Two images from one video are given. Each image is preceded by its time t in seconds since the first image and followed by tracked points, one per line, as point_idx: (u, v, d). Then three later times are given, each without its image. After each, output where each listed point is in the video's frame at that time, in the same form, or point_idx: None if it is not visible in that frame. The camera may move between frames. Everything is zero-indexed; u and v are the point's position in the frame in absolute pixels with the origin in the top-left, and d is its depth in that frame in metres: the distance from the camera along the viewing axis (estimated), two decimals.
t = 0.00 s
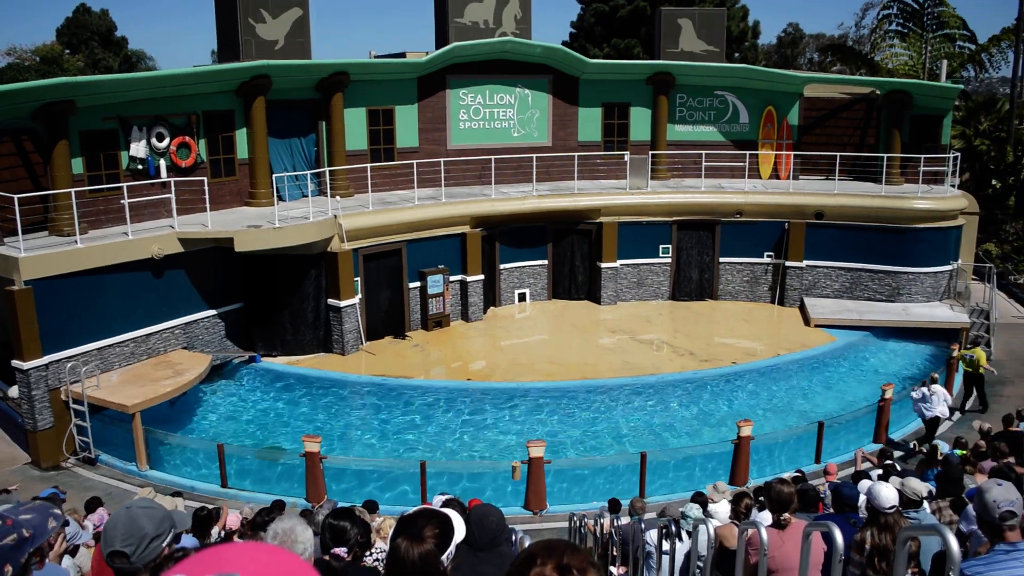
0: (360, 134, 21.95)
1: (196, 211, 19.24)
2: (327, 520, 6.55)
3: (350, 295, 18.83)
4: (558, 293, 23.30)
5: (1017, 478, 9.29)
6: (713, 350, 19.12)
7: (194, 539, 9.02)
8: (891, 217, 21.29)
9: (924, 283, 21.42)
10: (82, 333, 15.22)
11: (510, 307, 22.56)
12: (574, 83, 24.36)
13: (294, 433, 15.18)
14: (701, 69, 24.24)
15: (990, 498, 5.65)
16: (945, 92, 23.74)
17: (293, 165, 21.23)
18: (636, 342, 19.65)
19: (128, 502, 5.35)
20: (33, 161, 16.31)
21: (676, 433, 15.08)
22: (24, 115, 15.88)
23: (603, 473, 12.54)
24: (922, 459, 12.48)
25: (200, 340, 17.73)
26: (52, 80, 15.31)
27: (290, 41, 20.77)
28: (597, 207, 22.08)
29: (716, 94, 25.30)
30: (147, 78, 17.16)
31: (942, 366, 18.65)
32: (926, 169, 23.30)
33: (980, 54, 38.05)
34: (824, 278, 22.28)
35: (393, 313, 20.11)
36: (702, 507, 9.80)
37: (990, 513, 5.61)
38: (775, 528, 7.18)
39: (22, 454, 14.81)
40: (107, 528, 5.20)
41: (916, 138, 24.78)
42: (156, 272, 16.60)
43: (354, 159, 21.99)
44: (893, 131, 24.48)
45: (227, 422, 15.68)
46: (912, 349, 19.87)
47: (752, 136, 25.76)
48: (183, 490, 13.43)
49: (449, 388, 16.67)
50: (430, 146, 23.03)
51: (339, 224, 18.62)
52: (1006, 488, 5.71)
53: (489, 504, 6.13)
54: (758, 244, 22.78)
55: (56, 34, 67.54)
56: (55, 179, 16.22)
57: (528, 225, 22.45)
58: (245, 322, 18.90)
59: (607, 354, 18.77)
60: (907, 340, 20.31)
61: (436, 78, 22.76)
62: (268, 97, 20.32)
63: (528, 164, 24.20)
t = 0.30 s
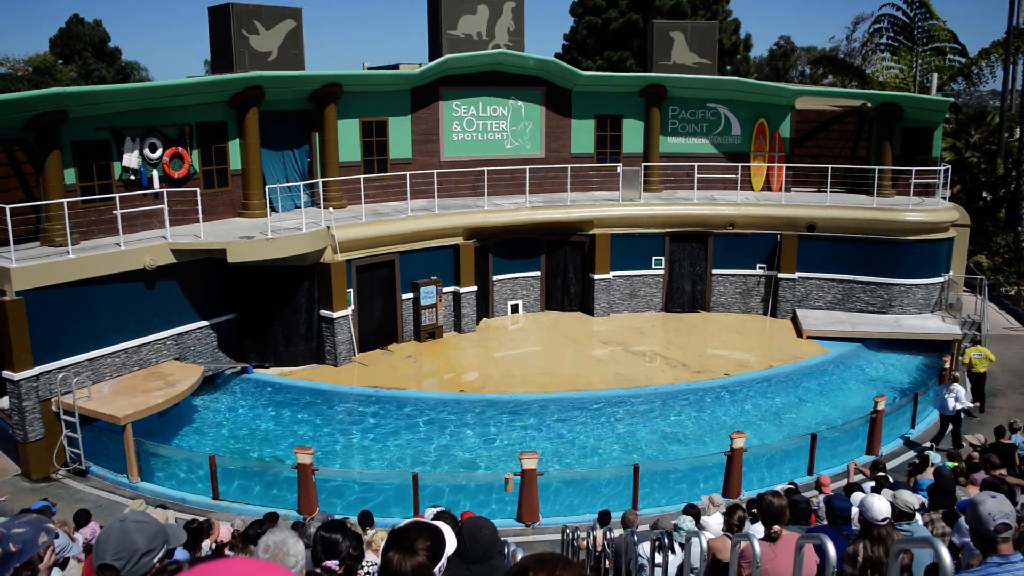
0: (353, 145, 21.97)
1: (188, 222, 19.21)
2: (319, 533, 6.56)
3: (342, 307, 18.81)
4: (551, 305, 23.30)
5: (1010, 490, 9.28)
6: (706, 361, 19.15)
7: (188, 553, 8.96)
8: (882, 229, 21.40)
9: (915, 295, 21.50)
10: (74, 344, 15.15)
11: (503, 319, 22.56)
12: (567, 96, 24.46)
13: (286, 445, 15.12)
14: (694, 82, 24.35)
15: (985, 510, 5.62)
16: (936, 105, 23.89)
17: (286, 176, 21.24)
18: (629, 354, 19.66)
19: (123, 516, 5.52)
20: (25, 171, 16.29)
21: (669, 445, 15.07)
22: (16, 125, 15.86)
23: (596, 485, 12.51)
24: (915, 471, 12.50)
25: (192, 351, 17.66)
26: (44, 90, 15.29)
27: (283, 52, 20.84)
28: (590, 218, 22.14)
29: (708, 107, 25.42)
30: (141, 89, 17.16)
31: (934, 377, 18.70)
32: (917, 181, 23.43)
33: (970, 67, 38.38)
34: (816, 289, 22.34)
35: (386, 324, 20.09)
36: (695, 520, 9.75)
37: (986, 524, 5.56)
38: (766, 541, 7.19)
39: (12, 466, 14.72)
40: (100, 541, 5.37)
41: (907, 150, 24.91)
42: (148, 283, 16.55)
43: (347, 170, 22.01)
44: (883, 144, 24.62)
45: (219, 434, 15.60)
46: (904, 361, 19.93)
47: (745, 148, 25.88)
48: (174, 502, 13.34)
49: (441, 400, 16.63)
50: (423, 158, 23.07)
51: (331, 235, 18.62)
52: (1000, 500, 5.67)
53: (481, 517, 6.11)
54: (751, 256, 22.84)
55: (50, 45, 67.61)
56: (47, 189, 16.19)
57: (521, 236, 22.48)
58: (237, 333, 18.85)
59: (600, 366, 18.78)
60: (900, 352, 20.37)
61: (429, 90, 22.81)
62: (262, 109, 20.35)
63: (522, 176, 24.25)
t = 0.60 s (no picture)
0: (350, 154, 22.01)
1: (185, 229, 19.21)
2: (314, 543, 6.50)
3: (339, 315, 18.80)
4: (547, 314, 23.31)
5: (1006, 500, 9.28)
6: (702, 371, 19.15)
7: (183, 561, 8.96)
8: (878, 239, 21.46)
9: (912, 305, 21.54)
10: (70, 352, 15.11)
11: (499, 328, 22.54)
12: (565, 105, 24.52)
13: (281, 453, 15.07)
14: (691, 92, 24.42)
15: (988, 520, 5.93)
16: (932, 116, 23.96)
17: (283, 185, 21.25)
18: (626, 363, 19.66)
19: (119, 525, 5.47)
20: (22, 178, 16.30)
21: (666, 455, 15.03)
22: (14, 132, 15.87)
23: (593, 495, 12.47)
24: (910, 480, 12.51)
25: (188, 358, 17.63)
26: (42, 97, 15.30)
27: (281, 61, 20.90)
28: (587, 227, 22.17)
29: (705, 117, 25.50)
30: (139, 97, 17.19)
31: (930, 387, 18.72)
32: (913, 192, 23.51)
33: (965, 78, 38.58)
34: (812, 299, 22.38)
35: (382, 332, 20.08)
36: (692, 530, 9.73)
37: (989, 535, 5.90)
38: (761, 551, 7.24)
39: (7, 473, 14.68)
40: (96, 550, 5.34)
41: (904, 161, 24.98)
42: (145, 290, 16.54)
43: (344, 178, 22.05)
44: (879, 154, 24.70)
45: (214, 442, 15.55)
46: (900, 371, 19.94)
47: (741, 158, 25.95)
48: (169, 510, 13.28)
49: (437, 408, 16.61)
50: (421, 167, 23.11)
51: (328, 244, 18.64)
52: (1000, 511, 6.00)
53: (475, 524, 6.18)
54: (748, 266, 22.88)
55: (48, 52, 67.75)
56: (44, 196, 16.19)
57: (518, 245, 22.49)
58: (234, 341, 18.84)
59: (596, 375, 18.77)
60: (896, 362, 20.39)
61: (427, 99, 22.85)
62: (259, 117, 20.39)
63: (519, 185, 24.29)
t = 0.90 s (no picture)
0: (343, 159, 21.99)
1: (177, 234, 19.15)
2: (303, 549, 6.48)
3: (330, 320, 18.76)
4: (539, 321, 23.31)
5: (993, 507, 9.32)
6: (693, 378, 19.19)
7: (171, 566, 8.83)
8: (869, 249, 21.59)
9: (901, 314, 21.66)
10: (58, 355, 15.04)
11: (491, 334, 22.53)
12: (558, 112, 24.58)
13: (271, 459, 15.01)
14: (683, 101, 24.52)
15: (976, 529, 6.26)
16: (922, 127, 24.13)
17: (275, 189, 21.22)
18: (617, 370, 19.68)
19: (105, 531, 6.07)
20: (13, 181, 16.23)
21: (656, 463, 15.02)
22: (5, 135, 15.81)
23: (583, 502, 12.47)
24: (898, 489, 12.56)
25: (177, 363, 17.56)
26: (34, 100, 15.24)
27: (275, 66, 20.88)
28: (579, 235, 22.20)
29: (697, 125, 25.59)
30: (132, 100, 17.15)
31: (920, 396, 18.80)
32: (904, 202, 23.66)
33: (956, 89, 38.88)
34: (803, 308, 22.47)
35: (373, 338, 20.06)
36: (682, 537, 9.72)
37: (978, 542, 6.23)
38: (748, 558, 7.30)
39: None
40: (84, 555, 5.90)
41: (895, 171, 25.12)
42: (135, 294, 16.47)
43: (336, 183, 22.03)
44: (871, 164, 24.87)
45: (203, 447, 15.48)
46: (890, 380, 20.02)
47: (733, 167, 26.05)
48: (157, 516, 13.21)
49: (428, 415, 16.59)
50: (413, 172, 23.11)
51: (320, 249, 18.61)
52: (986, 519, 6.35)
53: (464, 532, 6.42)
54: (739, 274, 22.94)
55: (40, 54, 67.51)
56: (35, 199, 16.13)
57: (510, 251, 22.49)
58: (224, 346, 18.78)
59: (587, 382, 18.78)
60: (885, 370, 20.48)
61: (420, 105, 22.85)
62: (252, 121, 20.35)
63: (511, 192, 24.30)
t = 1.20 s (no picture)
0: (337, 162, 22.01)
1: (171, 237, 19.14)
2: (300, 552, 6.46)
3: (325, 323, 18.76)
4: (534, 322, 23.34)
5: (990, 508, 9.35)
6: (688, 379, 19.22)
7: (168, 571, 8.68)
8: (863, 249, 21.64)
9: (896, 314, 21.73)
10: (54, 359, 15.02)
11: (486, 336, 22.55)
12: (552, 114, 24.62)
13: (267, 462, 14.99)
14: (677, 102, 24.55)
15: (964, 529, 6.69)
16: (915, 126, 24.19)
17: (270, 192, 21.22)
18: (613, 371, 19.69)
19: (103, 535, 6.15)
20: (7, 185, 16.21)
21: (653, 464, 15.03)
22: None
23: (580, 503, 12.45)
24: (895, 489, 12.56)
25: (173, 366, 17.54)
26: (28, 104, 15.23)
27: (269, 69, 20.90)
28: (574, 236, 22.23)
29: (692, 126, 25.63)
30: (126, 104, 17.15)
31: (915, 396, 18.84)
32: (898, 202, 23.73)
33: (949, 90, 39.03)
34: (798, 308, 22.52)
35: (369, 340, 20.06)
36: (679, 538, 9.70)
37: (966, 543, 6.68)
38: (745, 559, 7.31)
39: None
40: (81, 558, 5.98)
41: (889, 171, 25.15)
42: (130, 298, 16.45)
43: (331, 186, 22.05)
44: (865, 165, 24.90)
45: (199, 451, 15.46)
46: (885, 380, 20.06)
47: (728, 168, 26.12)
48: (153, 519, 13.18)
49: (424, 417, 16.58)
50: (408, 175, 23.13)
51: (315, 252, 18.60)
52: (977, 520, 6.78)
53: (461, 534, 6.43)
54: (734, 275, 22.98)
55: (34, 58, 67.52)
56: (29, 203, 16.11)
57: (506, 253, 22.51)
58: (219, 350, 18.76)
59: (583, 383, 18.80)
60: (880, 370, 20.52)
61: (415, 107, 22.87)
62: (246, 124, 20.36)
63: (506, 194, 24.33)
